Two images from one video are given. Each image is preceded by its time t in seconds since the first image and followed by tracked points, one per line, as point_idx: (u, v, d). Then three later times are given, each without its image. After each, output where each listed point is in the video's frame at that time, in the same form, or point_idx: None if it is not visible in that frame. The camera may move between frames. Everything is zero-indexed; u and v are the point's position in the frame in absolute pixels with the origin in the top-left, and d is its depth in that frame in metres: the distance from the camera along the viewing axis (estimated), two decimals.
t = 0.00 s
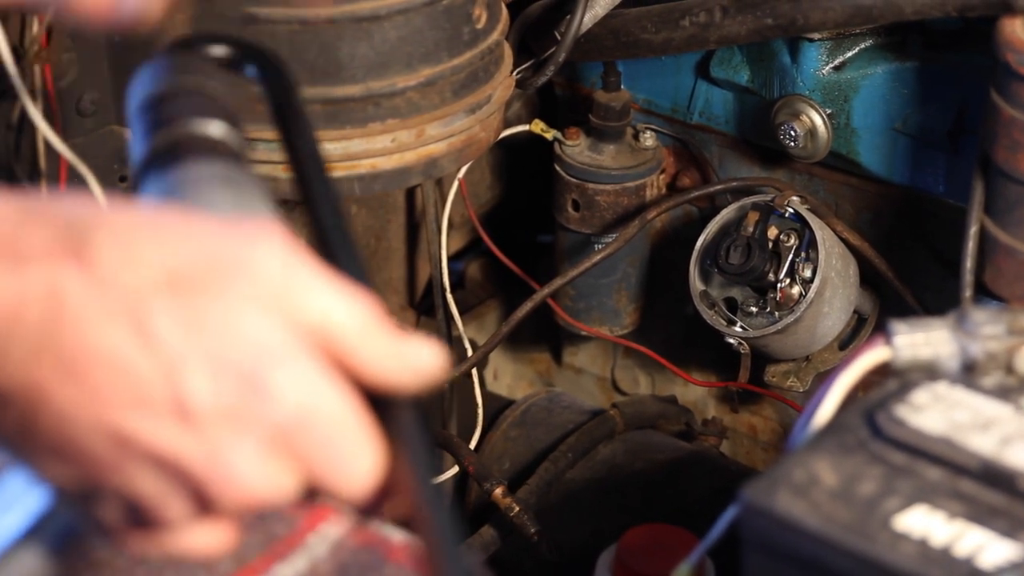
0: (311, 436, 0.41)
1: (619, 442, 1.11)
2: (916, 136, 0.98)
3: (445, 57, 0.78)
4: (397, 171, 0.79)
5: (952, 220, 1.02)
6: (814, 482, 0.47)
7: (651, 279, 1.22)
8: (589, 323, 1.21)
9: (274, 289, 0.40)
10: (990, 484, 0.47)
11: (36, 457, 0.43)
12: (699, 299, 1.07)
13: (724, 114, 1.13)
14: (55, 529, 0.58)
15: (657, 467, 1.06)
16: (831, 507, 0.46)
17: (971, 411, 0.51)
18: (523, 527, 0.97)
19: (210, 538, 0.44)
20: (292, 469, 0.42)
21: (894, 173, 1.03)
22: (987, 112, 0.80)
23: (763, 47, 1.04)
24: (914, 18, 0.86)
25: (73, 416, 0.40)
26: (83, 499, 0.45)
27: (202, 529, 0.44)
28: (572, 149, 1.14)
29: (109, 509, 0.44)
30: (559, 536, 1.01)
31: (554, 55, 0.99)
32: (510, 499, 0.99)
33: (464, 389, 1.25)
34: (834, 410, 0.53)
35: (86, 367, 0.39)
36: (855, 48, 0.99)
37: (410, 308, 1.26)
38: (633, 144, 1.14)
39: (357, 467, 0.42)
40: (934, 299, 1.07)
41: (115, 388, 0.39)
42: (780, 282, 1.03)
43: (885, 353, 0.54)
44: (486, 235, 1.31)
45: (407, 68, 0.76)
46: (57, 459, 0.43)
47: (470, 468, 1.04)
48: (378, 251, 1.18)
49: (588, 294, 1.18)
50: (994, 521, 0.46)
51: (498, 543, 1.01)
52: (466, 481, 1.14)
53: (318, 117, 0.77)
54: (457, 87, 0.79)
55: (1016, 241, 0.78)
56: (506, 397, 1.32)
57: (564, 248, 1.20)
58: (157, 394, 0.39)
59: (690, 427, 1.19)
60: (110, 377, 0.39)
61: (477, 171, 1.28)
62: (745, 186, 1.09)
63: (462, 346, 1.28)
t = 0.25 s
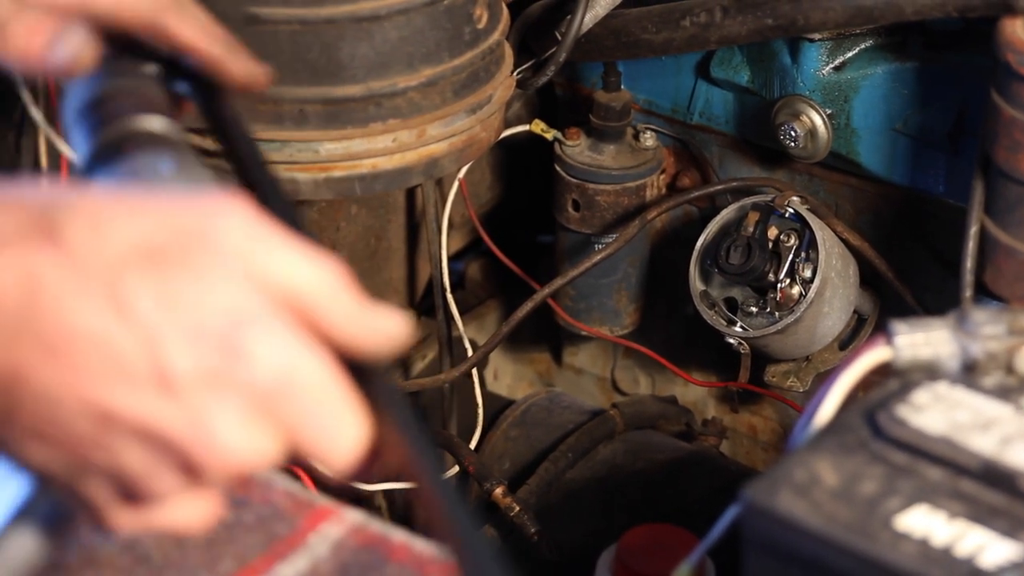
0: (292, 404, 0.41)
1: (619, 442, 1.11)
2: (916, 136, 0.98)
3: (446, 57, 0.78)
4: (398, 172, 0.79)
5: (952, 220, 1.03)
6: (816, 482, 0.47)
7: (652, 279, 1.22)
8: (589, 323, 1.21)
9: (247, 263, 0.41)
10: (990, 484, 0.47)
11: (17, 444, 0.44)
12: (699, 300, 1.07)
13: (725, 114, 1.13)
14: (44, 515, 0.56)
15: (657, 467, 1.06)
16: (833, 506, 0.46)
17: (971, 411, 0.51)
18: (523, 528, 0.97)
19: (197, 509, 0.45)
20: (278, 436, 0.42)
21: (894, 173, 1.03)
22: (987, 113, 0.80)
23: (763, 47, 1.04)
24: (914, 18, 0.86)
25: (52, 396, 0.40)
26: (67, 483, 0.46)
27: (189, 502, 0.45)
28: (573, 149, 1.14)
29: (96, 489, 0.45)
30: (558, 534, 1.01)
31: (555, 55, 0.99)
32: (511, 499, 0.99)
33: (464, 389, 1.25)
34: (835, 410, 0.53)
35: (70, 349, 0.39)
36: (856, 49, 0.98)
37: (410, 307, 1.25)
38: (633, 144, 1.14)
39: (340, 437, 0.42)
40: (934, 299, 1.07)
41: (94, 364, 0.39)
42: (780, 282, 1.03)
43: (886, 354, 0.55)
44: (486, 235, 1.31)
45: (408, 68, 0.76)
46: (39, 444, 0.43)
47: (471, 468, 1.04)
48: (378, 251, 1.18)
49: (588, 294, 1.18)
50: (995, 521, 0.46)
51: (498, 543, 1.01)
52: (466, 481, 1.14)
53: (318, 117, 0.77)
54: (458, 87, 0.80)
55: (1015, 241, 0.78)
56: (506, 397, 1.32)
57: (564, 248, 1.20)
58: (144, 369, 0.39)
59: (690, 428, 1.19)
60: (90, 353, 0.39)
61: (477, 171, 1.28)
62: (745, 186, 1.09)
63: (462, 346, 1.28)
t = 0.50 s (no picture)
0: (150, 314, 0.48)
1: (620, 446, 1.11)
2: (917, 140, 0.99)
3: (449, 60, 0.78)
4: (401, 174, 0.79)
5: (954, 224, 1.03)
6: (818, 485, 0.47)
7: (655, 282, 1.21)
8: (591, 326, 1.21)
9: (79, 188, 0.48)
10: (992, 487, 0.47)
11: None
12: (700, 303, 1.07)
13: (726, 118, 1.13)
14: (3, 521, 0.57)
15: (658, 470, 1.06)
16: (835, 510, 0.46)
17: (973, 414, 0.51)
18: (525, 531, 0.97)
19: (53, 468, 0.51)
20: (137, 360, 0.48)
21: (895, 177, 1.03)
22: (989, 117, 0.80)
23: (765, 51, 1.04)
24: (916, 22, 0.86)
25: None
26: None
27: (47, 459, 0.51)
28: (575, 153, 1.14)
29: None
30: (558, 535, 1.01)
31: (557, 59, 0.99)
32: (512, 502, 0.99)
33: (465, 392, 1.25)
34: (837, 413, 0.53)
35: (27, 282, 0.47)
36: (857, 52, 0.99)
37: (411, 310, 1.25)
38: (635, 148, 1.14)
39: (205, 359, 0.50)
40: (935, 303, 1.07)
41: None
42: (781, 286, 1.03)
43: (888, 357, 0.55)
44: (487, 238, 1.31)
45: (410, 72, 0.77)
46: None
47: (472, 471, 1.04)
48: (380, 254, 1.18)
49: (590, 297, 1.18)
50: (997, 524, 0.46)
51: (499, 546, 1.01)
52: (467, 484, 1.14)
53: (321, 121, 0.77)
54: (461, 90, 0.80)
55: (1016, 245, 0.79)
56: (508, 401, 1.32)
57: (566, 251, 1.20)
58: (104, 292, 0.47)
59: (691, 431, 1.19)
60: None
61: (478, 174, 1.28)
62: (747, 190, 1.09)
63: (464, 349, 1.28)
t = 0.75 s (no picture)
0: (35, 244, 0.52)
1: (621, 446, 1.11)
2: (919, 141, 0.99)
3: (452, 61, 0.78)
4: (405, 174, 0.79)
5: (957, 225, 1.03)
6: (821, 485, 0.47)
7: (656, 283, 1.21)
8: (593, 327, 1.21)
9: None
10: (995, 487, 0.47)
11: None
12: (702, 303, 1.08)
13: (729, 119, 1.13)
14: None
15: (660, 472, 1.06)
16: (839, 510, 0.46)
17: (976, 415, 0.51)
18: (527, 531, 0.97)
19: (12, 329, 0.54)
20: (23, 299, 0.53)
21: (897, 178, 1.03)
22: (991, 119, 0.80)
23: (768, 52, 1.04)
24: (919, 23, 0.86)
25: None
26: None
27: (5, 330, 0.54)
28: (577, 153, 1.14)
29: None
30: (558, 535, 1.01)
31: (560, 59, 0.99)
32: (514, 502, 0.99)
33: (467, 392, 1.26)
34: (840, 413, 0.53)
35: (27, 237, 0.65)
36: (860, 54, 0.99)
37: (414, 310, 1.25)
38: (637, 148, 1.15)
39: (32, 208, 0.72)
40: (938, 304, 1.07)
41: None
42: (784, 287, 1.03)
43: (891, 358, 0.55)
44: (490, 238, 1.31)
45: (414, 72, 0.77)
46: None
47: (474, 471, 1.04)
48: (382, 255, 1.18)
49: (592, 298, 1.18)
50: (1000, 524, 0.46)
51: (501, 546, 1.01)
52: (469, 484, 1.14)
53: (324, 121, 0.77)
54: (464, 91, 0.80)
55: (1019, 247, 0.79)
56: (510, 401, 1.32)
57: (568, 252, 1.20)
58: None
59: (693, 432, 1.19)
60: None
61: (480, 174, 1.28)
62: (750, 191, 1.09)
63: (466, 350, 1.28)
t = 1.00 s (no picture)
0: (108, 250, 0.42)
1: (622, 447, 1.11)
2: (920, 142, 0.99)
3: (453, 62, 0.78)
4: (405, 175, 0.79)
5: (958, 226, 1.03)
6: (823, 486, 0.47)
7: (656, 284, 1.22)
8: (594, 328, 1.21)
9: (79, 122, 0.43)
10: (996, 488, 0.47)
11: None
12: (704, 304, 1.07)
13: (729, 120, 1.13)
14: None
15: (660, 473, 1.06)
16: (840, 511, 0.46)
17: (977, 416, 0.51)
18: (528, 532, 0.97)
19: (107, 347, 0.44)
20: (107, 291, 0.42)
21: (899, 179, 1.03)
22: (992, 120, 0.80)
23: (769, 53, 1.04)
24: (920, 24, 0.86)
25: None
26: None
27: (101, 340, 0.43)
28: (578, 154, 1.14)
29: None
30: (559, 536, 1.01)
31: (561, 60, 0.99)
32: (515, 503, 0.99)
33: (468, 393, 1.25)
34: (841, 414, 0.53)
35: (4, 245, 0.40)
36: (861, 55, 0.99)
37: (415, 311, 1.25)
38: (638, 149, 1.14)
39: (183, 160, 0.47)
40: (938, 306, 1.07)
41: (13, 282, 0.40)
42: (784, 288, 1.03)
43: (893, 360, 0.55)
44: (490, 239, 1.31)
45: (415, 73, 0.77)
46: None
47: (475, 472, 1.04)
48: (383, 255, 1.18)
49: (593, 299, 1.18)
50: (1001, 525, 0.46)
51: (501, 547, 1.01)
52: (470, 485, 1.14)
53: (326, 122, 0.77)
54: (465, 91, 0.80)
55: (1019, 247, 0.79)
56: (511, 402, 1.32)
57: (569, 253, 1.20)
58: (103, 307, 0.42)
59: (694, 433, 1.19)
60: None
61: (481, 175, 1.28)
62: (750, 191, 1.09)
63: (466, 351, 1.28)
